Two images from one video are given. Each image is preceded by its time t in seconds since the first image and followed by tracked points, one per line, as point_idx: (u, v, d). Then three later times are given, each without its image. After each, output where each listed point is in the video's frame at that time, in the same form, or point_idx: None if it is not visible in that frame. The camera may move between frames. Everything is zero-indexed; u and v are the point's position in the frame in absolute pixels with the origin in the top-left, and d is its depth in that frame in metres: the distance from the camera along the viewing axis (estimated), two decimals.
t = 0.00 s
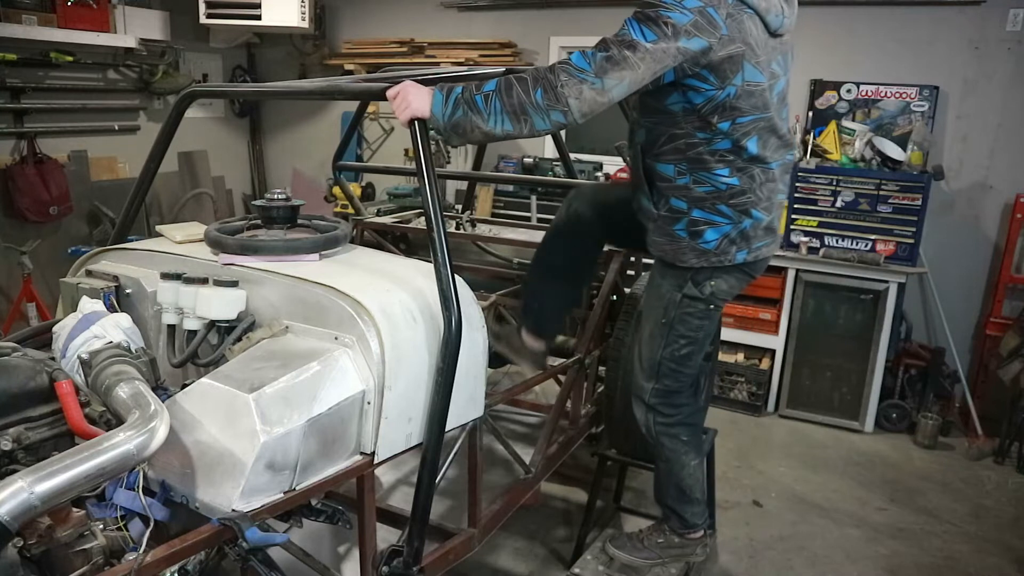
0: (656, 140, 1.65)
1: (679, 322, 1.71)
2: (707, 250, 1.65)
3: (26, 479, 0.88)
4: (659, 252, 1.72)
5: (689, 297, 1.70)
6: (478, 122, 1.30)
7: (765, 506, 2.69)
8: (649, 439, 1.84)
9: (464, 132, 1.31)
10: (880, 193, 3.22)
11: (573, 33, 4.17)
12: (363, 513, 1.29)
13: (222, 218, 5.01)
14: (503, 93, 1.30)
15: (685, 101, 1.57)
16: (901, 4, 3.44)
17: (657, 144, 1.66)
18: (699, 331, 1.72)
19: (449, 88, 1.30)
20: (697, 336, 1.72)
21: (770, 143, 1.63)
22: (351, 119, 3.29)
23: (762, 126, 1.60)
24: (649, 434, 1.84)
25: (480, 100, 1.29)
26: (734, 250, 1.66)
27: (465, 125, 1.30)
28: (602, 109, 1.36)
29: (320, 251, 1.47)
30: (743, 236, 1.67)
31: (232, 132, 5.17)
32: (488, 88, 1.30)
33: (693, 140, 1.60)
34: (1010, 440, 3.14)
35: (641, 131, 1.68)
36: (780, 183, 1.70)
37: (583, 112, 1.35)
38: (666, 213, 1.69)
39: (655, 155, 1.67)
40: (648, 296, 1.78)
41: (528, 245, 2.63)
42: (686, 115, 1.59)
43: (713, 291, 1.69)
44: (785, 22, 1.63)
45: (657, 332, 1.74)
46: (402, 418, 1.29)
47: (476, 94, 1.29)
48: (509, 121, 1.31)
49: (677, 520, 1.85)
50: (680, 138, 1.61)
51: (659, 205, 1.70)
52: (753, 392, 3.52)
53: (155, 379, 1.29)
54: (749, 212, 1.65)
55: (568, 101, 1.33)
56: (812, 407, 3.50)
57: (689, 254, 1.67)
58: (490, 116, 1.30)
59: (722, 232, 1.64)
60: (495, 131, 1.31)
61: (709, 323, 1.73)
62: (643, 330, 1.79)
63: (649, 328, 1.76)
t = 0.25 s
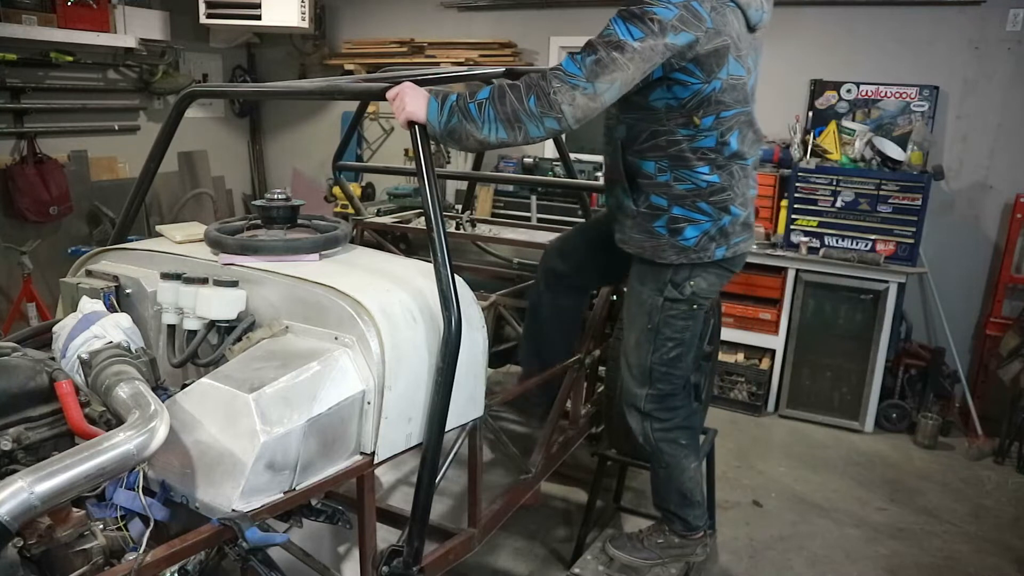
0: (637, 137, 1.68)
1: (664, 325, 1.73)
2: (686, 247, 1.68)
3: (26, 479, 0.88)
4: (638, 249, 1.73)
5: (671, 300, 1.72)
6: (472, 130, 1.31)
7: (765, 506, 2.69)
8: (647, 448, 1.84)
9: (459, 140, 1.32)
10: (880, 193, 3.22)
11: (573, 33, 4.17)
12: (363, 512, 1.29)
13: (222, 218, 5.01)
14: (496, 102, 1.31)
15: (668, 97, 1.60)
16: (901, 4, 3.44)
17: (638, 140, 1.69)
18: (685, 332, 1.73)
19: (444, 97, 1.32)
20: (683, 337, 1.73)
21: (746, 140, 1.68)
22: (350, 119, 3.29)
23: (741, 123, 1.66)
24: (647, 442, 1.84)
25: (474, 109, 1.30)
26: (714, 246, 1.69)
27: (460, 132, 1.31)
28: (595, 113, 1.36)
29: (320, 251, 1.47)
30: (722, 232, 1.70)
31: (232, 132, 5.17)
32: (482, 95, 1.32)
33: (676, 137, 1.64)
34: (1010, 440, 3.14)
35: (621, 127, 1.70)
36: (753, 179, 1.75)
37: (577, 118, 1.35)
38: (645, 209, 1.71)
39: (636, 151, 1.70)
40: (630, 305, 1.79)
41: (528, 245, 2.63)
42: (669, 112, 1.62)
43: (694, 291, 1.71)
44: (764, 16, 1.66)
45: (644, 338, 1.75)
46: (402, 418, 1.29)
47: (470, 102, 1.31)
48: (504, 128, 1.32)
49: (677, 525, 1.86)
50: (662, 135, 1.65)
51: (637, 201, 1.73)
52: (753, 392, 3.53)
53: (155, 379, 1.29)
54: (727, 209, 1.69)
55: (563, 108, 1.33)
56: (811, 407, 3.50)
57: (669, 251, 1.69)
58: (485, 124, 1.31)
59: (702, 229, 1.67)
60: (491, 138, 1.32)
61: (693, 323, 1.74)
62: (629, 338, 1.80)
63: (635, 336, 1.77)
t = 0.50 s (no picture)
0: (620, 135, 1.71)
1: (654, 325, 1.75)
2: (668, 244, 1.73)
3: (26, 479, 0.88)
4: (621, 248, 1.77)
5: (657, 299, 1.74)
6: (471, 134, 1.31)
7: (764, 506, 2.69)
8: (649, 449, 1.85)
9: (459, 145, 1.32)
10: (880, 193, 3.22)
11: (573, 33, 4.17)
12: (363, 512, 1.29)
13: (222, 218, 5.01)
14: (493, 106, 1.32)
15: (650, 95, 1.64)
16: (900, 4, 3.44)
17: (620, 139, 1.71)
18: (675, 329, 1.73)
19: (442, 101, 1.32)
20: (674, 334, 1.74)
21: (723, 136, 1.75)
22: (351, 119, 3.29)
23: (718, 121, 1.72)
24: (648, 444, 1.84)
25: (471, 113, 1.31)
26: (696, 242, 1.75)
27: (459, 136, 1.31)
28: (592, 116, 1.37)
29: (320, 251, 1.47)
30: (703, 228, 1.77)
31: (232, 132, 5.17)
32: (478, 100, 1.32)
33: (659, 135, 1.67)
34: (1010, 440, 3.14)
35: (604, 126, 1.72)
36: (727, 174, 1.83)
37: (575, 122, 1.35)
38: (627, 208, 1.77)
39: (618, 149, 1.73)
40: (618, 308, 1.82)
41: (529, 245, 2.63)
42: (653, 109, 1.65)
43: (679, 288, 1.74)
44: (736, 12, 1.76)
45: (635, 340, 1.77)
46: (402, 418, 1.29)
47: (467, 106, 1.31)
48: (501, 133, 1.32)
49: (679, 525, 1.87)
50: (646, 134, 1.68)
51: (619, 199, 1.78)
52: (753, 392, 3.53)
53: (155, 379, 1.29)
54: (707, 205, 1.76)
55: (559, 112, 1.33)
56: (812, 407, 3.50)
57: (652, 248, 1.74)
58: (482, 129, 1.31)
59: (685, 226, 1.73)
60: (489, 143, 1.33)
61: (682, 319, 1.74)
62: (620, 340, 1.82)
63: (626, 337, 1.80)
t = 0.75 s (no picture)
0: (609, 136, 1.70)
1: (645, 324, 1.76)
2: (657, 244, 1.73)
3: (26, 479, 0.88)
4: (611, 248, 1.77)
5: (647, 299, 1.75)
6: (471, 137, 1.32)
7: (764, 506, 2.69)
8: (647, 449, 1.85)
9: (459, 147, 1.33)
10: (880, 193, 3.22)
11: (573, 33, 4.17)
12: (363, 512, 1.29)
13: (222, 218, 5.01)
14: (493, 110, 1.32)
15: (639, 96, 1.63)
16: (901, 4, 3.44)
17: (608, 139, 1.71)
18: (667, 327, 1.75)
19: (443, 103, 1.32)
20: (666, 332, 1.75)
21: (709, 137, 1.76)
22: (351, 119, 3.29)
23: (704, 122, 1.73)
24: (646, 443, 1.85)
25: (471, 117, 1.31)
26: (684, 242, 1.76)
27: (459, 138, 1.32)
28: (592, 118, 1.37)
29: (320, 251, 1.47)
30: (690, 228, 1.78)
31: (232, 132, 5.17)
32: (479, 103, 1.32)
33: (648, 135, 1.67)
34: (1010, 440, 3.14)
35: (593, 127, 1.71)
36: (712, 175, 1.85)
37: (576, 125, 1.34)
38: (617, 208, 1.76)
39: (606, 150, 1.72)
40: (608, 309, 1.82)
41: (529, 245, 2.63)
42: (641, 111, 1.64)
43: (667, 287, 1.75)
44: (719, 13, 1.76)
45: (627, 339, 1.78)
46: (402, 418, 1.29)
47: (468, 109, 1.32)
48: (501, 136, 1.32)
49: (677, 524, 1.87)
50: (634, 134, 1.67)
51: (607, 200, 1.78)
52: (754, 392, 3.53)
53: (155, 379, 1.29)
54: (694, 205, 1.77)
55: (560, 116, 1.32)
56: (811, 407, 3.50)
57: (641, 248, 1.74)
58: (482, 132, 1.32)
59: (674, 226, 1.74)
60: (489, 146, 1.33)
61: (674, 316, 1.76)
62: (611, 340, 1.83)
63: (618, 338, 1.80)
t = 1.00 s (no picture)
0: (603, 137, 1.70)
1: (641, 323, 1.76)
2: (652, 244, 1.73)
3: (26, 479, 0.88)
4: (607, 248, 1.77)
5: (642, 298, 1.75)
6: (472, 140, 1.32)
7: (765, 506, 2.69)
8: (648, 447, 1.84)
9: (459, 148, 1.33)
10: (880, 193, 3.22)
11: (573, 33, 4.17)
12: (363, 512, 1.29)
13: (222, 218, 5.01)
14: (495, 113, 1.32)
15: (633, 97, 1.62)
16: (901, 4, 3.44)
17: (603, 140, 1.70)
18: (663, 325, 1.75)
19: (444, 104, 1.32)
20: (662, 331, 1.75)
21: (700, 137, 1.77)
22: (351, 119, 3.29)
23: (696, 122, 1.74)
24: (647, 441, 1.84)
25: (472, 119, 1.31)
26: (678, 241, 1.77)
27: (461, 140, 1.32)
28: (592, 122, 1.37)
29: (320, 251, 1.47)
30: (684, 227, 1.79)
31: (232, 132, 5.17)
32: (480, 106, 1.32)
33: (642, 136, 1.67)
34: (1010, 440, 3.14)
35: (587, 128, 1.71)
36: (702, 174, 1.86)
37: (576, 130, 1.35)
38: (612, 208, 1.76)
39: (601, 151, 1.72)
40: (604, 309, 1.82)
41: (529, 245, 2.64)
42: (635, 112, 1.64)
43: (662, 285, 1.75)
44: (708, 14, 1.77)
45: (624, 338, 1.78)
46: (402, 418, 1.29)
47: (469, 111, 1.31)
48: (502, 139, 1.33)
49: (679, 522, 1.87)
50: (627, 135, 1.67)
51: (602, 200, 1.77)
52: (754, 392, 3.53)
53: (155, 379, 1.29)
54: (687, 204, 1.77)
55: (561, 120, 1.33)
56: (811, 407, 3.50)
57: (636, 249, 1.74)
58: (483, 135, 1.32)
59: (668, 226, 1.74)
60: (490, 149, 1.33)
61: (669, 314, 1.76)
62: (608, 340, 1.82)
63: (614, 338, 1.80)
